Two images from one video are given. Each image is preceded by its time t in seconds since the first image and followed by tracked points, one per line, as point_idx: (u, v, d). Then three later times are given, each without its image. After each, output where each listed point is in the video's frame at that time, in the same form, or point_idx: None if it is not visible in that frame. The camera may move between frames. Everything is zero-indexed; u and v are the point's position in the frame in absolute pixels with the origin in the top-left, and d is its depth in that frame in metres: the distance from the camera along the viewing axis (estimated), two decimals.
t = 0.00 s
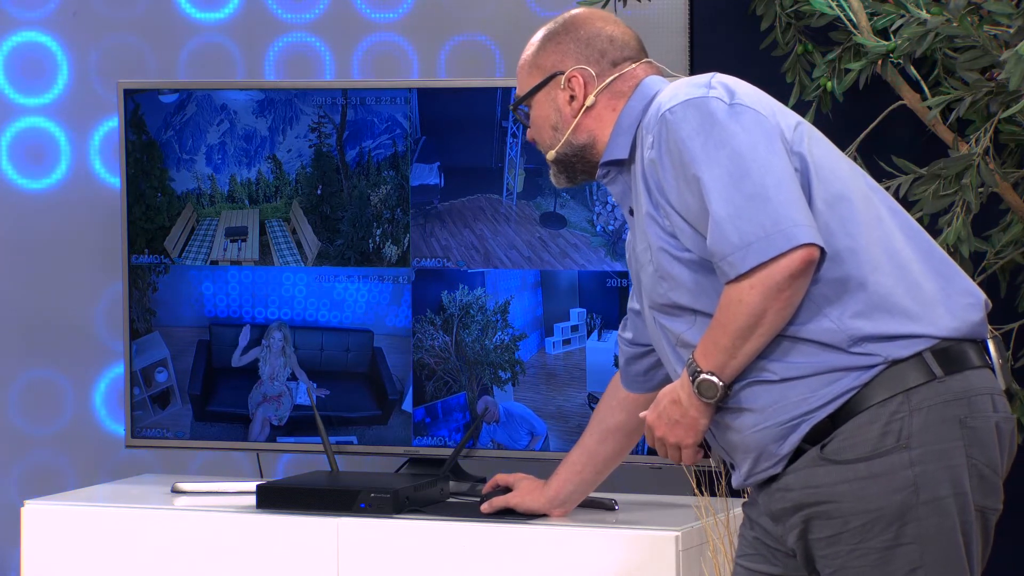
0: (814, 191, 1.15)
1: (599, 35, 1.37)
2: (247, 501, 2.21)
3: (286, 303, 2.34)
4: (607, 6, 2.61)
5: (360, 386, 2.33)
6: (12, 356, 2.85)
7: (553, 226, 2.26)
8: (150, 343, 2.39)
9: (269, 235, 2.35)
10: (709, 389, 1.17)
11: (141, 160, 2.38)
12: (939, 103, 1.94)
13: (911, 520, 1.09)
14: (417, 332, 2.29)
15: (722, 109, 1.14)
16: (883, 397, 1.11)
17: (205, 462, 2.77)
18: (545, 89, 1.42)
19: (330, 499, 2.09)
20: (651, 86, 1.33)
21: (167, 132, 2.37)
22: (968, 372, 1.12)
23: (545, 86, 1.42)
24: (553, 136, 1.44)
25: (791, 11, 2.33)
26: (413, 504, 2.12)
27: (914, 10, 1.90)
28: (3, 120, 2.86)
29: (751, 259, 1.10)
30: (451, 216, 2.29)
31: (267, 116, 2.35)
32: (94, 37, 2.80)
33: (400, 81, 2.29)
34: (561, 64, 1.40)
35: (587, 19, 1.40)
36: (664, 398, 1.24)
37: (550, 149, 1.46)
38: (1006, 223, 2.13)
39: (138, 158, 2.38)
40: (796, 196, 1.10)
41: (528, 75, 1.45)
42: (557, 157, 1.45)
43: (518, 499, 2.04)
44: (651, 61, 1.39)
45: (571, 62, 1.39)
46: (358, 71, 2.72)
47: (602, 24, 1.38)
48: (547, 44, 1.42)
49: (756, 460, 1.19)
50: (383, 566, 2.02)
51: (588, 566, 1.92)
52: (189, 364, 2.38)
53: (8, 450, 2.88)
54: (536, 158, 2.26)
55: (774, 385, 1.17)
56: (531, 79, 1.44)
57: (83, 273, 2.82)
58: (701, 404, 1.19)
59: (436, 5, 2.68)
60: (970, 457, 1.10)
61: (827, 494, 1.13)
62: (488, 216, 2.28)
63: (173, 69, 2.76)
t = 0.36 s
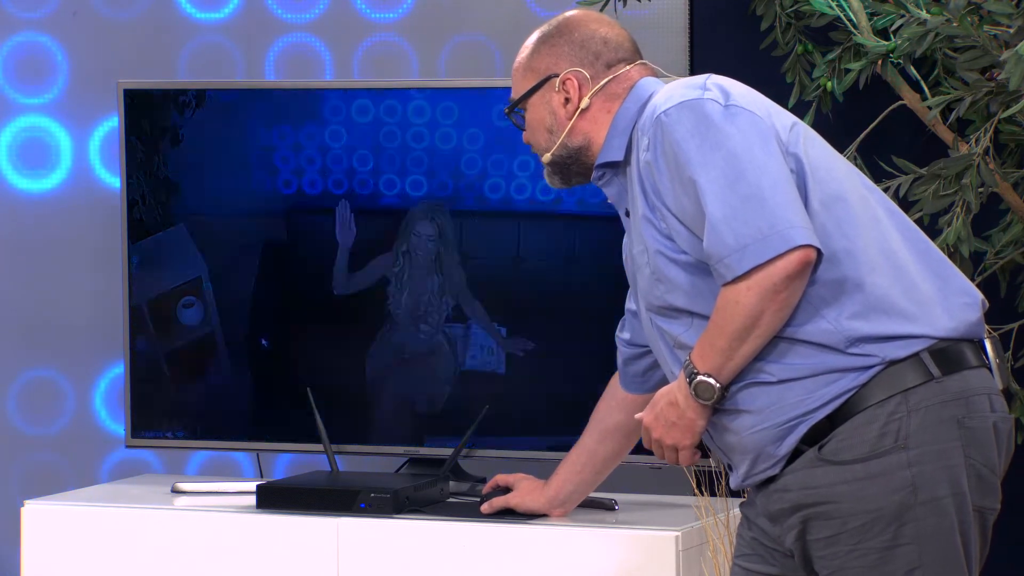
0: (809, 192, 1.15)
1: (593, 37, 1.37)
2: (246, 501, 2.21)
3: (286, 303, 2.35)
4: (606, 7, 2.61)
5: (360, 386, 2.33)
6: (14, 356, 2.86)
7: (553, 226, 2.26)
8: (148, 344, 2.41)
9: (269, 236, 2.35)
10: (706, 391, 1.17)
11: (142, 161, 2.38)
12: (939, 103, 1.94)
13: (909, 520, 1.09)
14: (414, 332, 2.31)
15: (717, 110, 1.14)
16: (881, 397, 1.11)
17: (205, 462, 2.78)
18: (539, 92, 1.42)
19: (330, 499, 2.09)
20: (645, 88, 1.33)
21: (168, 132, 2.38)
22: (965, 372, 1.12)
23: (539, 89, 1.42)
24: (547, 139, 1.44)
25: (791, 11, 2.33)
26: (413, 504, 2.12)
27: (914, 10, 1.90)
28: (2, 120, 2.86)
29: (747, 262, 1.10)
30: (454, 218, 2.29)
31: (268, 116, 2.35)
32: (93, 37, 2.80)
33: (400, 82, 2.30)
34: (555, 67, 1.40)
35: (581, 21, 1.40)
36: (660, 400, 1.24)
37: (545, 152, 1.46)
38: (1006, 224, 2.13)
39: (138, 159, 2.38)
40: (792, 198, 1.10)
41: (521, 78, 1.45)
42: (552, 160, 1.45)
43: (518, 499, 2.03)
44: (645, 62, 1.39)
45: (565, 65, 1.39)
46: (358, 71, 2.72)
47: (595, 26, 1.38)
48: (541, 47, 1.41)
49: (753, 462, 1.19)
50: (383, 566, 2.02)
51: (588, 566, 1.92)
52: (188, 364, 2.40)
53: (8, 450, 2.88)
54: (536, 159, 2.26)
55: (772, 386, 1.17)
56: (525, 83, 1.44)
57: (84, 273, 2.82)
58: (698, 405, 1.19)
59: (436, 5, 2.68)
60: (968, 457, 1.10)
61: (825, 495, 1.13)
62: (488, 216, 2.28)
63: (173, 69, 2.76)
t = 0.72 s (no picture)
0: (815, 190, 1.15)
1: (598, 32, 1.37)
2: (246, 501, 2.21)
3: (285, 302, 2.34)
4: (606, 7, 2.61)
5: (359, 386, 2.33)
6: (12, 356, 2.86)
7: (553, 226, 2.26)
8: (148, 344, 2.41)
9: (268, 236, 2.35)
10: (706, 388, 1.17)
11: (142, 161, 2.38)
12: (939, 104, 1.94)
13: (910, 521, 1.09)
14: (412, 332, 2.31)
15: (724, 107, 1.14)
16: (882, 398, 1.11)
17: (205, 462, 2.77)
18: (543, 86, 1.42)
19: (330, 498, 2.08)
20: (650, 83, 1.33)
21: (167, 133, 2.38)
22: (966, 373, 1.12)
23: (544, 83, 1.41)
24: (551, 134, 1.44)
25: (791, 11, 2.33)
26: (413, 504, 2.12)
27: (914, 10, 1.90)
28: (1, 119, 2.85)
29: (753, 259, 1.10)
30: (455, 217, 2.30)
31: (268, 116, 2.35)
32: (94, 38, 2.80)
33: (400, 81, 2.29)
34: (559, 61, 1.40)
35: (585, 15, 1.39)
36: (660, 396, 1.24)
37: (548, 147, 1.46)
38: (1006, 224, 2.13)
39: (137, 160, 2.38)
40: (798, 196, 1.10)
41: (526, 72, 1.44)
42: (555, 154, 1.44)
43: (519, 496, 2.04)
44: (649, 57, 1.39)
45: (569, 59, 1.39)
46: (358, 71, 2.72)
47: (600, 21, 1.38)
48: (545, 42, 1.41)
49: (753, 461, 1.20)
50: (383, 566, 2.02)
51: (589, 566, 1.93)
52: (189, 364, 2.40)
53: (8, 450, 2.88)
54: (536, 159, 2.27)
55: (772, 385, 1.17)
56: (529, 77, 1.44)
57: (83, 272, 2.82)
58: (698, 402, 1.19)
59: (436, 6, 2.68)
60: (969, 459, 1.10)
61: (825, 495, 1.13)
62: (488, 216, 2.28)
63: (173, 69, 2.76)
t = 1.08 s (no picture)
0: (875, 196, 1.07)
1: None
2: (247, 501, 2.21)
3: (285, 302, 2.34)
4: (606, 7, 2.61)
5: (359, 386, 2.33)
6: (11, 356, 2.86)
7: (553, 226, 2.26)
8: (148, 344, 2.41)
9: (269, 236, 2.35)
10: (722, 364, 1.09)
11: (142, 161, 2.38)
12: (939, 104, 1.94)
13: (912, 531, 1.04)
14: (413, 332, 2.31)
15: (807, 92, 1.04)
16: (894, 405, 1.06)
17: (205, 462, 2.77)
18: (616, 22, 1.22)
19: (330, 498, 2.08)
20: (730, 34, 1.14)
21: (167, 134, 2.38)
22: (983, 391, 1.06)
23: (617, 20, 1.22)
24: (619, 72, 1.24)
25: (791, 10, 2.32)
26: (413, 504, 2.12)
27: (914, 10, 1.90)
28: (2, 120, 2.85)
29: (803, 259, 1.02)
30: (455, 217, 2.29)
31: (268, 116, 2.35)
32: (94, 38, 2.80)
33: (401, 81, 2.29)
34: None
35: None
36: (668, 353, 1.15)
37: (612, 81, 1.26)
38: (1006, 223, 2.13)
39: (138, 161, 2.38)
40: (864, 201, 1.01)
41: (600, 7, 1.24)
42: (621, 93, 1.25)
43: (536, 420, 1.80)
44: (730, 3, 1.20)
45: None
46: (358, 71, 2.72)
47: None
48: None
49: (757, 442, 1.15)
50: (383, 566, 2.02)
51: (590, 566, 1.93)
52: (189, 364, 2.40)
53: (9, 451, 2.88)
54: (536, 160, 2.27)
55: (790, 373, 1.11)
56: (599, 9, 1.24)
57: (83, 272, 2.82)
58: (711, 375, 1.11)
59: (435, 5, 2.68)
60: (974, 477, 1.05)
61: (828, 495, 1.07)
62: (488, 217, 2.28)
63: (173, 70, 2.76)
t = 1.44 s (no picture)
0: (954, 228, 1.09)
1: None
2: (247, 501, 2.21)
3: (285, 303, 2.34)
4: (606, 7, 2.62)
5: (359, 386, 2.33)
6: (11, 356, 2.86)
7: (554, 227, 2.25)
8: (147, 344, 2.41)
9: (269, 236, 2.35)
10: (733, 314, 1.14)
11: (142, 160, 2.38)
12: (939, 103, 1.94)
13: (924, 539, 1.07)
14: (412, 332, 2.31)
15: (926, 109, 1.05)
16: (915, 415, 1.10)
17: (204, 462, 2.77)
18: None
19: (330, 498, 2.08)
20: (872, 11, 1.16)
21: (167, 133, 2.38)
22: (1011, 418, 1.09)
23: None
24: (739, 27, 1.22)
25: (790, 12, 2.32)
26: (413, 504, 2.11)
27: (914, 11, 1.90)
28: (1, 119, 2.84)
29: (855, 271, 1.06)
30: (455, 217, 2.29)
31: (266, 116, 2.35)
32: (95, 38, 2.80)
33: (401, 81, 2.30)
34: None
35: None
36: (689, 277, 1.20)
37: (728, 34, 1.24)
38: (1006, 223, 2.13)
39: (138, 160, 2.39)
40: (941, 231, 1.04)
41: None
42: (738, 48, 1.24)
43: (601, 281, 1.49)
44: None
45: None
46: (358, 71, 2.72)
47: None
48: None
49: (775, 419, 1.20)
50: (383, 566, 2.02)
51: (590, 566, 1.94)
52: (189, 364, 2.40)
53: (8, 451, 2.88)
54: (537, 160, 2.27)
55: (818, 368, 1.16)
56: None
57: (83, 272, 2.82)
58: (718, 318, 1.16)
59: (435, 5, 2.68)
60: (995, 497, 1.07)
61: (843, 495, 1.10)
62: (488, 218, 2.28)
63: (174, 70, 2.76)
